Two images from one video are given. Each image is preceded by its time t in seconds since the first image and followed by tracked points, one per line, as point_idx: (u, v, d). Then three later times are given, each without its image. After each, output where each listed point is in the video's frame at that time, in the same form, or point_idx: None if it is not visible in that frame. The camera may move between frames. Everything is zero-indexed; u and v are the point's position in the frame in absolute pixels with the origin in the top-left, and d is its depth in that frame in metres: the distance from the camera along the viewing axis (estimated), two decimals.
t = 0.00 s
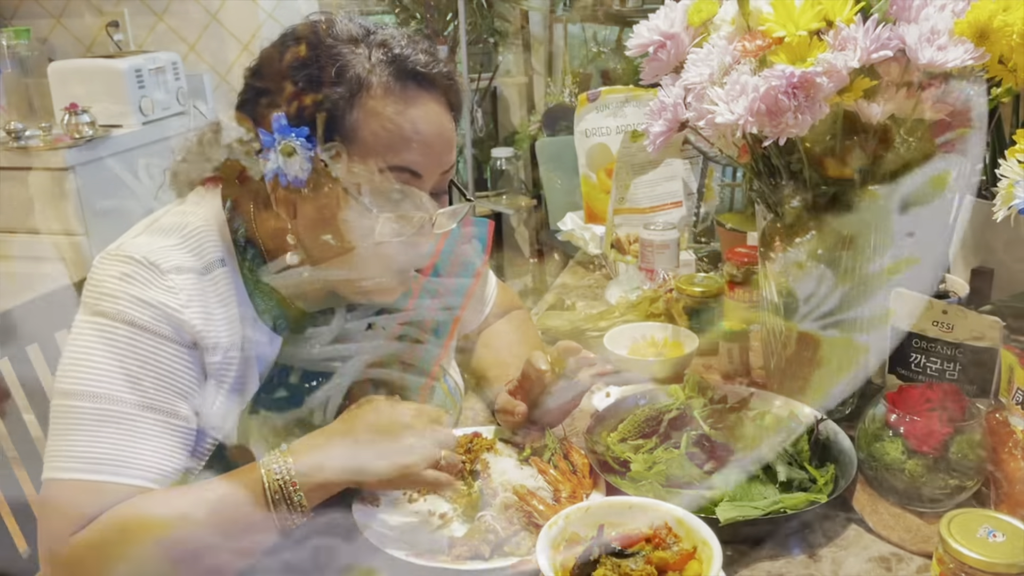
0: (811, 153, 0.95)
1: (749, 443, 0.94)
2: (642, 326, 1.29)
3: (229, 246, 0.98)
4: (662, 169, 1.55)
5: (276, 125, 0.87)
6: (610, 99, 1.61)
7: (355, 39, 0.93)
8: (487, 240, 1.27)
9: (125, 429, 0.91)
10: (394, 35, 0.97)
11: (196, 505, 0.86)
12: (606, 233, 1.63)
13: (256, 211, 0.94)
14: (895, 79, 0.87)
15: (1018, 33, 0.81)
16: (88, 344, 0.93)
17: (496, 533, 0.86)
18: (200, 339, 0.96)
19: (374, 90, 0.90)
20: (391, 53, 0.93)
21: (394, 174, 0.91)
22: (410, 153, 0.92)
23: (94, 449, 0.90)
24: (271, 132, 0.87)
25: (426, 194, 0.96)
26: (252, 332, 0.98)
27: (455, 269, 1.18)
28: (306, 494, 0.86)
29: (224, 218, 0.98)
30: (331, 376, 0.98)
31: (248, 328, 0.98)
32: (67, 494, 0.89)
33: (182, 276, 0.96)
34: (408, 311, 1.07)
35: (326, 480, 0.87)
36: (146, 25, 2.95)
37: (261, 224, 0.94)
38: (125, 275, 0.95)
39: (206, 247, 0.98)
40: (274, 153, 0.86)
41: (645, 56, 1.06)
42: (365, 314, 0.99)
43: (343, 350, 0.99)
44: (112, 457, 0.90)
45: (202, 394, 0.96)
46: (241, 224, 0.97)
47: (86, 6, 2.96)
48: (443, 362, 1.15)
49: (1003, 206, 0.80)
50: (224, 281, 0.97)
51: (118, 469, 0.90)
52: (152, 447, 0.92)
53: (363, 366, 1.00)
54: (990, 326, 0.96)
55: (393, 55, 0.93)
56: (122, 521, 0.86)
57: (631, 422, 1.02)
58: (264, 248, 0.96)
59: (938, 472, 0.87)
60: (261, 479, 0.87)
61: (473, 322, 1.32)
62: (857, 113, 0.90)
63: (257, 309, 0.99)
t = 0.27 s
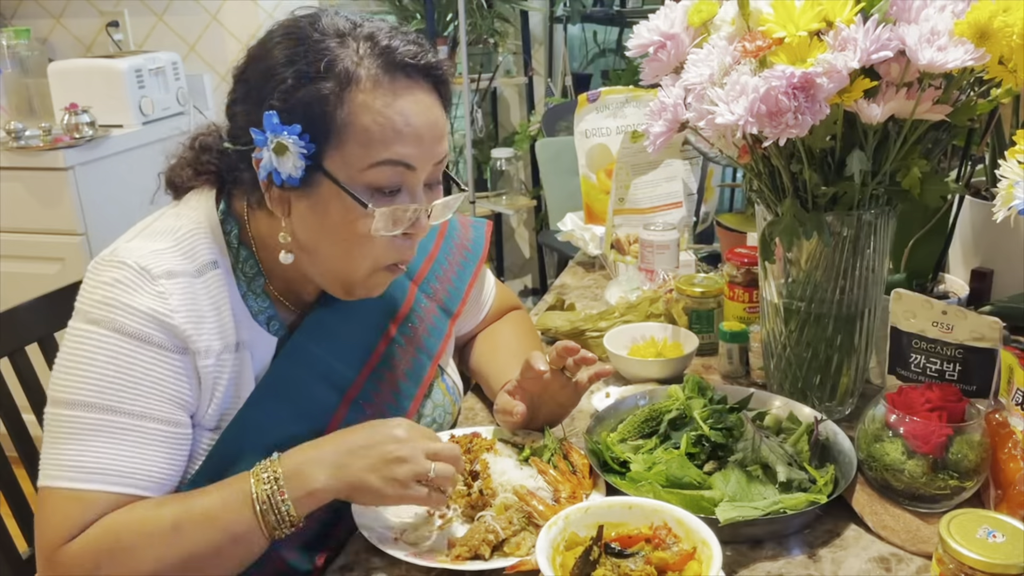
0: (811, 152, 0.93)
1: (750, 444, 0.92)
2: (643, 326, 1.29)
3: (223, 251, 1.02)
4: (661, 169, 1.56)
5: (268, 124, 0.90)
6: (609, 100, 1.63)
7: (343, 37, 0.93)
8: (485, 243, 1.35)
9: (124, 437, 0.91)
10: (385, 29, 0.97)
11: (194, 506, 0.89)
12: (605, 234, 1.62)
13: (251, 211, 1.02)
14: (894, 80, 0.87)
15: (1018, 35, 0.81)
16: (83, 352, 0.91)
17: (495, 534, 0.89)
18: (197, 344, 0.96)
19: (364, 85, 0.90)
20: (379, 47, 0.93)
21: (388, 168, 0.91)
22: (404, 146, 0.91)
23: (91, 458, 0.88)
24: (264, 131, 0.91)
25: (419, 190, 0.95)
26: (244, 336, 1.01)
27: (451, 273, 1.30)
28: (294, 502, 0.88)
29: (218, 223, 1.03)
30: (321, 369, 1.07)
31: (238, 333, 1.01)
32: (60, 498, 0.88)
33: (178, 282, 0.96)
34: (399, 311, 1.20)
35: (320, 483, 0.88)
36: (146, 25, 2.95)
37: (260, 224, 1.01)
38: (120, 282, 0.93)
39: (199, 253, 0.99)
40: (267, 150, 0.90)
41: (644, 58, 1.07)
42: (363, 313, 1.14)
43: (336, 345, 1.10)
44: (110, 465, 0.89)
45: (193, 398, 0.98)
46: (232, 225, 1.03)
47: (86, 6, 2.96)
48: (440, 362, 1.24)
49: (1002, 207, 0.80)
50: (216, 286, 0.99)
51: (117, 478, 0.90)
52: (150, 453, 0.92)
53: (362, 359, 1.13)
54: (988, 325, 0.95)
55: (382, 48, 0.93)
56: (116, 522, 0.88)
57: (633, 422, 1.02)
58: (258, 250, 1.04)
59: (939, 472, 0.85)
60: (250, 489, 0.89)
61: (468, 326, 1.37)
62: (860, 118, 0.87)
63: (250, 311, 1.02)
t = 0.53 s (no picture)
0: (812, 153, 0.94)
1: (750, 444, 0.92)
2: (643, 326, 1.30)
3: (221, 255, 1.01)
4: (662, 170, 1.56)
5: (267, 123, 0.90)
6: (610, 101, 1.63)
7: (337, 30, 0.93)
8: (485, 244, 1.36)
9: (120, 446, 0.91)
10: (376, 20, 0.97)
11: (197, 534, 0.91)
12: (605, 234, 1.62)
13: (251, 213, 1.02)
14: (896, 81, 0.87)
15: (1018, 36, 0.81)
16: (80, 361, 0.91)
17: (496, 534, 0.89)
18: (195, 351, 0.96)
19: (358, 76, 0.90)
20: (372, 39, 0.93)
21: (390, 159, 0.92)
22: (404, 136, 0.91)
23: (88, 468, 0.89)
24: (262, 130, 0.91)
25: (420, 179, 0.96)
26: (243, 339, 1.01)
27: (451, 274, 1.31)
28: (293, 541, 0.89)
29: (216, 225, 1.03)
30: (321, 368, 1.07)
31: (237, 335, 1.00)
32: (58, 509, 0.89)
33: (175, 287, 0.96)
34: (400, 311, 1.20)
35: (316, 521, 0.89)
36: (147, 26, 2.96)
37: (262, 225, 1.02)
38: (117, 288, 0.93)
39: (197, 258, 0.99)
40: (267, 150, 0.90)
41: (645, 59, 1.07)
42: (363, 313, 1.15)
43: (336, 344, 1.10)
44: (107, 475, 0.90)
45: (191, 403, 0.98)
46: (231, 227, 1.03)
47: (87, 6, 2.96)
48: (440, 362, 1.24)
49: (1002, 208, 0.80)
50: (214, 289, 0.99)
51: (113, 488, 0.91)
52: (147, 461, 0.93)
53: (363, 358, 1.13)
54: (987, 325, 0.96)
55: (375, 39, 0.93)
56: (115, 540, 0.89)
57: (634, 422, 1.02)
58: (257, 251, 1.05)
59: (938, 472, 0.86)
60: (253, 525, 0.91)
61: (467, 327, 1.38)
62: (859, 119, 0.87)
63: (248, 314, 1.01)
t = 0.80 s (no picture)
0: (811, 154, 0.94)
1: (750, 444, 0.92)
2: (643, 327, 1.30)
3: (221, 256, 1.01)
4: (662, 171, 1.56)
5: (264, 120, 0.90)
6: (610, 102, 1.63)
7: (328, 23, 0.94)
8: (486, 245, 1.36)
9: (120, 450, 0.92)
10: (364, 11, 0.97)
11: (202, 544, 0.92)
12: (605, 234, 1.62)
13: (251, 213, 1.03)
14: (896, 82, 0.87)
15: (1018, 38, 0.81)
16: (81, 364, 0.91)
17: (497, 535, 0.89)
18: (195, 354, 0.96)
19: (352, 67, 0.90)
20: (361, 28, 0.94)
21: (390, 147, 0.92)
22: (401, 124, 0.92)
23: (88, 472, 0.90)
24: (260, 126, 0.91)
25: (420, 165, 0.96)
26: (242, 341, 1.01)
27: (451, 275, 1.31)
28: (296, 558, 0.90)
29: (216, 227, 1.03)
30: (323, 369, 1.08)
31: (238, 336, 1.00)
32: (61, 512, 0.90)
33: (175, 290, 0.96)
34: (401, 312, 1.20)
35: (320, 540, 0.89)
36: (148, 26, 2.96)
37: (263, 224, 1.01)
38: (117, 291, 0.93)
39: (197, 260, 0.99)
40: (267, 146, 0.91)
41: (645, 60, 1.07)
42: (365, 314, 1.15)
43: (338, 345, 1.10)
44: (106, 479, 0.91)
45: (192, 405, 0.98)
46: (231, 229, 1.04)
47: (88, 7, 2.96)
48: (441, 362, 1.24)
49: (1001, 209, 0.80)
50: (214, 292, 0.99)
51: (113, 492, 0.91)
52: (146, 465, 0.93)
53: (364, 359, 1.14)
54: (988, 327, 0.96)
55: (364, 29, 0.93)
56: (117, 547, 0.90)
57: (634, 423, 1.02)
58: (259, 252, 1.05)
59: (938, 473, 0.86)
60: (256, 539, 0.91)
61: (468, 327, 1.38)
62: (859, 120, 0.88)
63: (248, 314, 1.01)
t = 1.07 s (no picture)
0: (811, 155, 0.94)
1: (750, 445, 0.93)
2: (643, 327, 1.30)
3: (221, 257, 1.01)
4: (662, 172, 1.56)
5: (268, 118, 0.90)
6: (610, 103, 1.63)
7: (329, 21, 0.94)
8: (483, 245, 1.36)
9: (120, 451, 0.92)
10: (366, 11, 0.97)
11: (201, 544, 0.92)
12: (605, 235, 1.62)
13: (251, 213, 1.03)
14: (895, 84, 0.87)
15: (1017, 39, 0.81)
16: (81, 365, 0.91)
17: (496, 535, 0.89)
18: (196, 354, 0.96)
19: (354, 65, 0.91)
20: (362, 27, 0.94)
21: (393, 145, 0.92)
22: (402, 122, 0.92)
23: (88, 473, 0.90)
24: (264, 125, 0.91)
25: (420, 163, 0.96)
26: (243, 342, 1.01)
27: (449, 276, 1.31)
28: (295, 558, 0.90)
29: (217, 227, 1.03)
30: (322, 369, 1.08)
31: (238, 337, 1.01)
32: (60, 512, 0.90)
33: (176, 290, 0.96)
34: (399, 313, 1.20)
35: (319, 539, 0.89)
36: (148, 26, 2.96)
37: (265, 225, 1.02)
38: (118, 292, 0.93)
39: (199, 259, 0.99)
40: (270, 145, 0.91)
41: (644, 61, 1.07)
42: (363, 315, 1.15)
43: (336, 346, 1.10)
44: (107, 479, 0.91)
45: (192, 405, 0.98)
46: (231, 229, 1.04)
47: (88, 7, 2.96)
48: (440, 363, 1.24)
49: (1001, 210, 0.80)
50: (214, 292, 0.99)
51: (113, 492, 0.91)
52: (147, 465, 0.93)
53: (362, 360, 1.14)
54: (987, 328, 0.96)
55: (365, 28, 0.93)
56: (117, 547, 0.90)
57: (633, 423, 1.02)
58: (259, 253, 1.05)
59: (936, 474, 0.86)
60: (256, 538, 0.92)
61: (467, 328, 1.38)
62: (859, 121, 0.88)
63: (247, 314, 1.02)
